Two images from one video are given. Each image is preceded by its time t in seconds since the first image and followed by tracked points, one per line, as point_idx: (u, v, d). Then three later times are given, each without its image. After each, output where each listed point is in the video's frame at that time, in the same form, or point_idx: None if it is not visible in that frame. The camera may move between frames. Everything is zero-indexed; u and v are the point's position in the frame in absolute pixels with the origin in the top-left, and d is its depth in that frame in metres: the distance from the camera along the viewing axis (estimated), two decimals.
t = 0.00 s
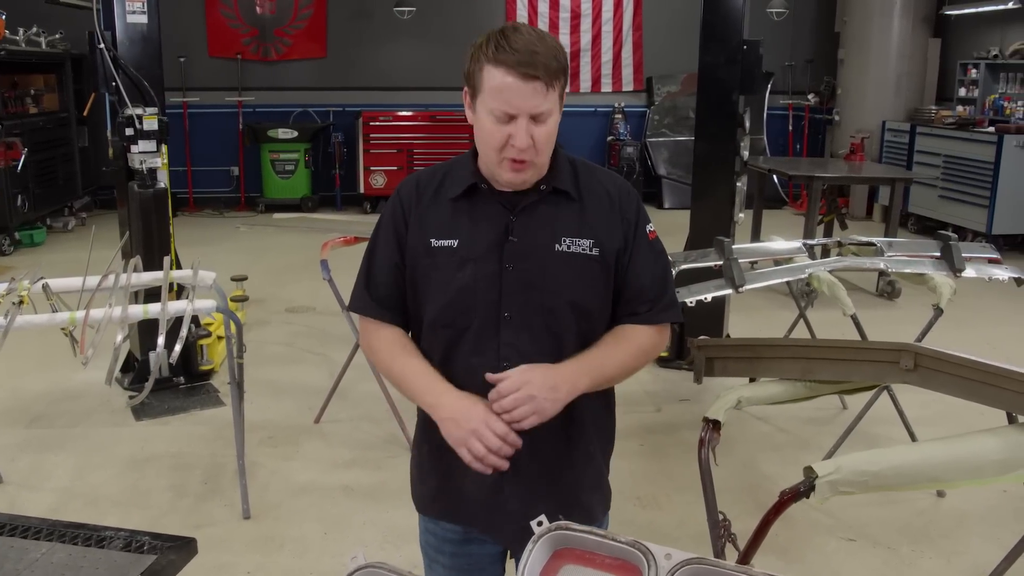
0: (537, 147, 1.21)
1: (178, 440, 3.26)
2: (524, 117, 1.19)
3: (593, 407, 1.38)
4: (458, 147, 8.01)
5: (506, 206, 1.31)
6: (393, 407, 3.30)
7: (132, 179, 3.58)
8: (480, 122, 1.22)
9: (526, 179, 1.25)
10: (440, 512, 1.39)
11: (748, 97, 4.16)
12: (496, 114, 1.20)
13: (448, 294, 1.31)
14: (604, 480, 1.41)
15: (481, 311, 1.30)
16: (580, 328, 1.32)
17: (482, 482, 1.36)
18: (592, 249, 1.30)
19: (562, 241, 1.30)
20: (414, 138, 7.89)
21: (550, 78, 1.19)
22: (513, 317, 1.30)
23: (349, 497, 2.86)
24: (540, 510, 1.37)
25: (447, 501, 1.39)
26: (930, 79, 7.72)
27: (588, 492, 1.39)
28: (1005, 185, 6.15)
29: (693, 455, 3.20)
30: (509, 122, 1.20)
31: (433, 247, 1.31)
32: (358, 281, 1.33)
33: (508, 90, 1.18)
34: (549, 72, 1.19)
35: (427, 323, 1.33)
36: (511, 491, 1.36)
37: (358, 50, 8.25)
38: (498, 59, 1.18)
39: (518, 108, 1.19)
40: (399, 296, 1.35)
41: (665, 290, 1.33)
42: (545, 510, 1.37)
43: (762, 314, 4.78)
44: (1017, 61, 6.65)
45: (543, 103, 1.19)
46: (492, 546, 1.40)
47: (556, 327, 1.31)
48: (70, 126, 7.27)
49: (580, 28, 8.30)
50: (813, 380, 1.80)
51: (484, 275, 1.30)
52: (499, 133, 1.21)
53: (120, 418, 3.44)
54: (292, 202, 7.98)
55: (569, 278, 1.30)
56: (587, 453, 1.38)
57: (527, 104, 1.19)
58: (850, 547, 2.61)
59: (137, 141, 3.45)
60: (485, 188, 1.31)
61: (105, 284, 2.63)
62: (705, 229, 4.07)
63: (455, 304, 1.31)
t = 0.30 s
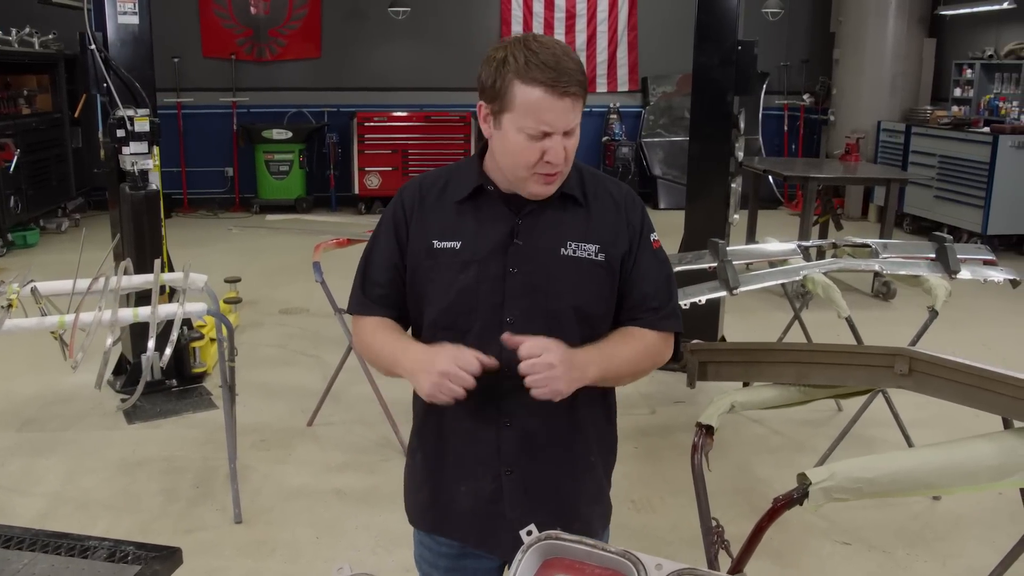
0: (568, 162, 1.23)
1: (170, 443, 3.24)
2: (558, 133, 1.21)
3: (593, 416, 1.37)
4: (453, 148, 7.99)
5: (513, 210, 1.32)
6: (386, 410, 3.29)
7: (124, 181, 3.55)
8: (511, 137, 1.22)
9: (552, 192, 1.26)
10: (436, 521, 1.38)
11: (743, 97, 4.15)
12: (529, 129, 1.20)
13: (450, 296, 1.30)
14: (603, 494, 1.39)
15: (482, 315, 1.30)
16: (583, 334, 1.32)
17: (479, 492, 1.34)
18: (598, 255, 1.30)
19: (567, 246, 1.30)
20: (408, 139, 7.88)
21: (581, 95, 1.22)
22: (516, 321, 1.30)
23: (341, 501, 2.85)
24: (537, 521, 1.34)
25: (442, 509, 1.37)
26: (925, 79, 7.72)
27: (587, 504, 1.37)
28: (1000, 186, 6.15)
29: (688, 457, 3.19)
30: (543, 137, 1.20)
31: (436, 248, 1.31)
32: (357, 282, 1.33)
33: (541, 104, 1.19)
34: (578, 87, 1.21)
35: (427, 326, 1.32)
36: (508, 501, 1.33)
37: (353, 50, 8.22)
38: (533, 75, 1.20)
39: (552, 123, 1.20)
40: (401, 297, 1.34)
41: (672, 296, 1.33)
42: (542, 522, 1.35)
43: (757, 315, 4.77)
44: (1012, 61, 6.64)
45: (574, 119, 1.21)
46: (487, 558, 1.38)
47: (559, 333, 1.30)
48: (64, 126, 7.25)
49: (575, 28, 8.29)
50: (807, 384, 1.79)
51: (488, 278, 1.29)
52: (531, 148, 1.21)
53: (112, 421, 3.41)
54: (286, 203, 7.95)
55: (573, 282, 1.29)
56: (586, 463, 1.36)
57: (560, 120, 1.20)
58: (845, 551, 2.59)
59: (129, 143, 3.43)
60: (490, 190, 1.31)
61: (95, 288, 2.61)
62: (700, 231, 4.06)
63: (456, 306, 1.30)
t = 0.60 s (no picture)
0: (550, 140, 1.22)
1: (163, 446, 3.22)
2: (540, 108, 1.21)
3: (605, 426, 1.35)
4: (448, 149, 7.97)
5: (527, 214, 1.30)
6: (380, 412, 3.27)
7: (115, 182, 3.53)
8: (500, 113, 1.24)
9: (536, 175, 1.24)
10: (445, 533, 1.36)
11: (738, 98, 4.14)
12: (514, 104, 1.22)
13: (464, 302, 1.28)
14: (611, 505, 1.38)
15: (497, 322, 1.28)
16: (598, 342, 1.30)
17: (491, 502, 1.32)
18: (614, 262, 1.29)
19: (584, 252, 1.29)
20: (403, 139, 7.86)
21: (572, 75, 1.22)
22: (532, 329, 1.28)
23: (334, 504, 2.83)
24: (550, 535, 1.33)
25: (451, 521, 1.35)
26: (921, 79, 7.72)
27: (596, 515, 1.36)
28: (995, 187, 6.15)
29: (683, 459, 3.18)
30: (526, 111, 1.21)
31: (449, 253, 1.29)
32: (349, 286, 1.29)
33: (528, 80, 1.21)
34: (571, 68, 1.21)
35: (438, 333, 1.30)
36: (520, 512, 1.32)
37: (348, 50, 8.20)
38: (524, 51, 1.22)
39: (535, 97, 1.21)
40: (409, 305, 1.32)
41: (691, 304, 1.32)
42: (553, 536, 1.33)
43: (753, 317, 4.76)
44: (1008, 62, 6.64)
45: (561, 97, 1.21)
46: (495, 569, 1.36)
47: (575, 340, 1.29)
48: (57, 127, 7.22)
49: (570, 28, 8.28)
50: (801, 388, 1.79)
51: (503, 283, 1.28)
52: (515, 122, 1.22)
53: (104, 424, 3.39)
54: (280, 204, 7.93)
55: (589, 289, 1.28)
56: (597, 474, 1.35)
57: (544, 96, 1.21)
58: (840, 554, 2.58)
59: (120, 144, 3.41)
60: (505, 194, 1.30)
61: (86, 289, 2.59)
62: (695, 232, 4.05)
63: (471, 313, 1.28)
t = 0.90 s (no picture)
0: (564, 120, 1.22)
1: (157, 449, 3.20)
2: (551, 88, 1.22)
3: (616, 436, 1.33)
4: (445, 149, 7.96)
5: (536, 220, 1.29)
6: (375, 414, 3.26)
7: (109, 183, 3.52)
8: (509, 101, 1.24)
9: (553, 159, 1.24)
10: (454, 538, 1.35)
11: (735, 99, 4.12)
12: (524, 89, 1.23)
13: (471, 311, 1.27)
14: (621, 514, 1.37)
15: (504, 330, 1.27)
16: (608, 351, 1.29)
17: (499, 509, 1.32)
18: (624, 269, 1.27)
19: (594, 260, 1.27)
20: (399, 139, 7.85)
21: (581, 56, 1.24)
22: (539, 337, 1.26)
23: (328, 507, 2.82)
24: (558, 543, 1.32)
25: (460, 527, 1.34)
26: (917, 80, 7.72)
27: (606, 524, 1.34)
28: (992, 187, 6.15)
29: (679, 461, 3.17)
30: (537, 93, 1.22)
31: (457, 261, 1.28)
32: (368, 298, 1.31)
33: (538, 63, 1.23)
34: (580, 49, 1.23)
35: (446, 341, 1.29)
36: (529, 521, 1.31)
37: (345, 50, 8.18)
38: (531, 38, 1.24)
39: (546, 79, 1.22)
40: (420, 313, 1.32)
41: (705, 313, 1.30)
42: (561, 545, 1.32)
43: (749, 318, 4.75)
44: (1004, 62, 6.64)
45: (571, 77, 1.22)
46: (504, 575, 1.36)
47: (583, 349, 1.27)
48: (53, 127, 7.20)
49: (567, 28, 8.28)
50: (797, 392, 1.76)
51: (510, 292, 1.26)
52: (526, 106, 1.22)
53: (97, 426, 3.38)
54: (276, 204, 7.91)
55: (598, 297, 1.27)
56: (607, 482, 1.33)
57: (555, 77, 1.22)
58: (836, 556, 2.58)
59: (114, 144, 3.40)
60: (513, 201, 1.29)
61: (79, 291, 2.57)
62: (692, 233, 4.04)
63: (478, 322, 1.27)
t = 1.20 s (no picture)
0: (572, 110, 1.21)
1: (154, 450, 3.20)
2: (556, 81, 1.22)
3: (620, 441, 1.32)
4: (443, 150, 7.95)
5: (542, 222, 1.28)
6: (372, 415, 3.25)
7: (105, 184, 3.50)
8: (513, 100, 1.24)
9: (564, 151, 1.22)
10: (455, 536, 1.35)
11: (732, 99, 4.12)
12: (528, 85, 1.22)
13: (475, 312, 1.26)
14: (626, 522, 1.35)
15: (508, 332, 1.26)
16: (612, 355, 1.28)
17: (499, 509, 1.31)
18: (630, 274, 1.26)
19: (598, 263, 1.26)
20: (397, 140, 7.84)
21: (583, 49, 1.24)
22: (541, 340, 1.26)
23: (325, 508, 2.81)
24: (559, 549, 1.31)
25: (461, 526, 1.34)
26: (916, 80, 7.72)
27: (610, 533, 1.33)
28: (990, 187, 6.15)
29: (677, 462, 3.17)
30: (542, 87, 1.22)
31: (462, 262, 1.28)
32: (383, 298, 1.32)
33: (540, 58, 1.23)
34: (582, 41, 1.24)
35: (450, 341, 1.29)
36: (527, 524, 1.30)
37: (342, 50, 8.18)
38: (532, 36, 1.25)
39: (550, 72, 1.22)
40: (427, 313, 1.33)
41: (711, 322, 1.28)
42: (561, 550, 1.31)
43: (747, 318, 4.75)
44: (1002, 62, 6.64)
45: (576, 68, 1.22)
46: None
47: (586, 352, 1.27)
48: (50, 128, 7.19)
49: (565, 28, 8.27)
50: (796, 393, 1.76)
51: (513, 294, 1.26)
52: (532, 101, 1.22)
53: (94, 427, 3.37)
54: (274, 204, 7.90)
55: (601, 301, 1.26)
56: (611, 489, 1.31)
57: (560, 70, 1.22)
58: (834, 558, 2.57)
59: (110, 145, 3.38)
60: (520, 202, 1.28)
61: (75, 292, 2.56)
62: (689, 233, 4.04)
63: (481, 323, 1.26)
